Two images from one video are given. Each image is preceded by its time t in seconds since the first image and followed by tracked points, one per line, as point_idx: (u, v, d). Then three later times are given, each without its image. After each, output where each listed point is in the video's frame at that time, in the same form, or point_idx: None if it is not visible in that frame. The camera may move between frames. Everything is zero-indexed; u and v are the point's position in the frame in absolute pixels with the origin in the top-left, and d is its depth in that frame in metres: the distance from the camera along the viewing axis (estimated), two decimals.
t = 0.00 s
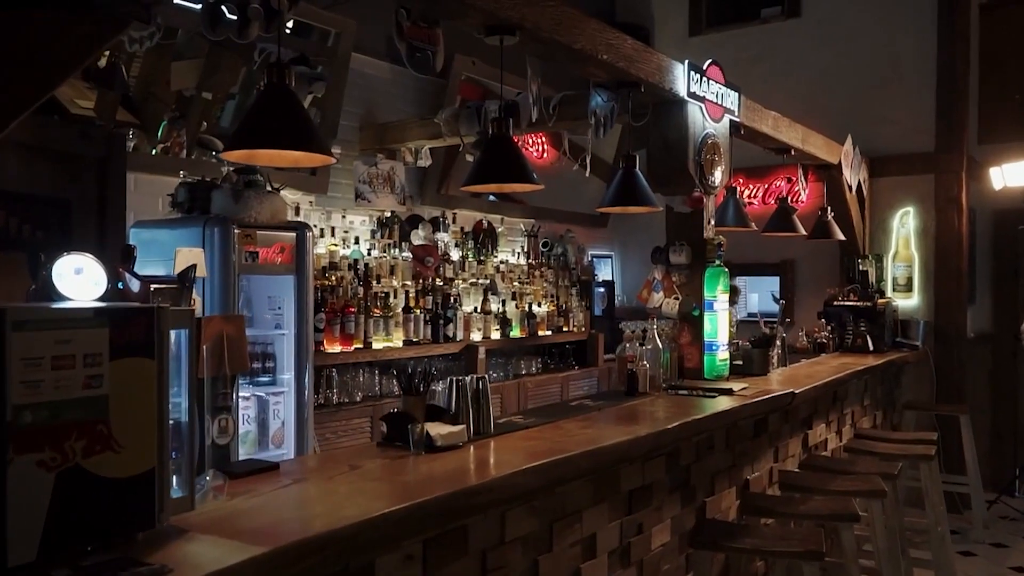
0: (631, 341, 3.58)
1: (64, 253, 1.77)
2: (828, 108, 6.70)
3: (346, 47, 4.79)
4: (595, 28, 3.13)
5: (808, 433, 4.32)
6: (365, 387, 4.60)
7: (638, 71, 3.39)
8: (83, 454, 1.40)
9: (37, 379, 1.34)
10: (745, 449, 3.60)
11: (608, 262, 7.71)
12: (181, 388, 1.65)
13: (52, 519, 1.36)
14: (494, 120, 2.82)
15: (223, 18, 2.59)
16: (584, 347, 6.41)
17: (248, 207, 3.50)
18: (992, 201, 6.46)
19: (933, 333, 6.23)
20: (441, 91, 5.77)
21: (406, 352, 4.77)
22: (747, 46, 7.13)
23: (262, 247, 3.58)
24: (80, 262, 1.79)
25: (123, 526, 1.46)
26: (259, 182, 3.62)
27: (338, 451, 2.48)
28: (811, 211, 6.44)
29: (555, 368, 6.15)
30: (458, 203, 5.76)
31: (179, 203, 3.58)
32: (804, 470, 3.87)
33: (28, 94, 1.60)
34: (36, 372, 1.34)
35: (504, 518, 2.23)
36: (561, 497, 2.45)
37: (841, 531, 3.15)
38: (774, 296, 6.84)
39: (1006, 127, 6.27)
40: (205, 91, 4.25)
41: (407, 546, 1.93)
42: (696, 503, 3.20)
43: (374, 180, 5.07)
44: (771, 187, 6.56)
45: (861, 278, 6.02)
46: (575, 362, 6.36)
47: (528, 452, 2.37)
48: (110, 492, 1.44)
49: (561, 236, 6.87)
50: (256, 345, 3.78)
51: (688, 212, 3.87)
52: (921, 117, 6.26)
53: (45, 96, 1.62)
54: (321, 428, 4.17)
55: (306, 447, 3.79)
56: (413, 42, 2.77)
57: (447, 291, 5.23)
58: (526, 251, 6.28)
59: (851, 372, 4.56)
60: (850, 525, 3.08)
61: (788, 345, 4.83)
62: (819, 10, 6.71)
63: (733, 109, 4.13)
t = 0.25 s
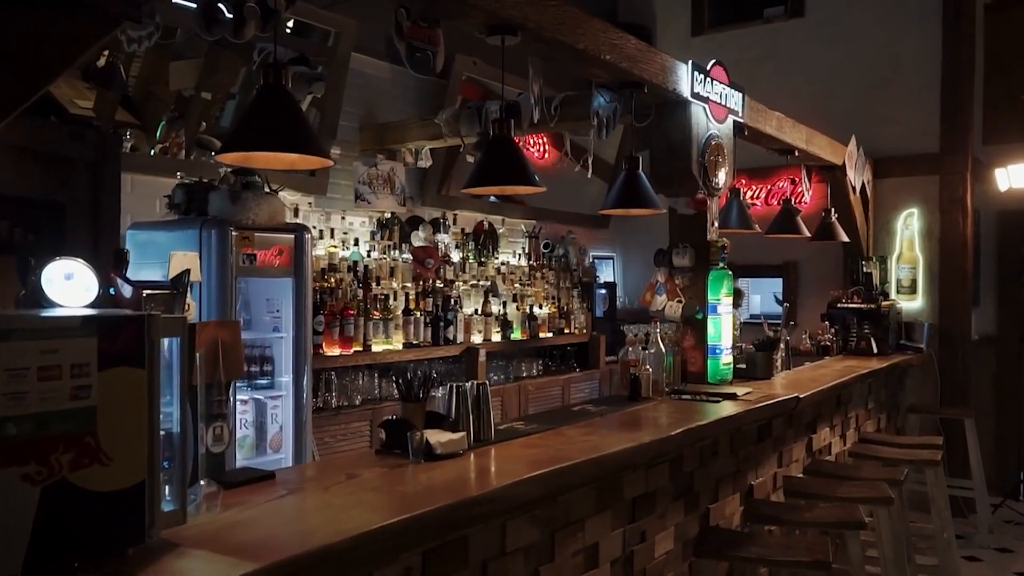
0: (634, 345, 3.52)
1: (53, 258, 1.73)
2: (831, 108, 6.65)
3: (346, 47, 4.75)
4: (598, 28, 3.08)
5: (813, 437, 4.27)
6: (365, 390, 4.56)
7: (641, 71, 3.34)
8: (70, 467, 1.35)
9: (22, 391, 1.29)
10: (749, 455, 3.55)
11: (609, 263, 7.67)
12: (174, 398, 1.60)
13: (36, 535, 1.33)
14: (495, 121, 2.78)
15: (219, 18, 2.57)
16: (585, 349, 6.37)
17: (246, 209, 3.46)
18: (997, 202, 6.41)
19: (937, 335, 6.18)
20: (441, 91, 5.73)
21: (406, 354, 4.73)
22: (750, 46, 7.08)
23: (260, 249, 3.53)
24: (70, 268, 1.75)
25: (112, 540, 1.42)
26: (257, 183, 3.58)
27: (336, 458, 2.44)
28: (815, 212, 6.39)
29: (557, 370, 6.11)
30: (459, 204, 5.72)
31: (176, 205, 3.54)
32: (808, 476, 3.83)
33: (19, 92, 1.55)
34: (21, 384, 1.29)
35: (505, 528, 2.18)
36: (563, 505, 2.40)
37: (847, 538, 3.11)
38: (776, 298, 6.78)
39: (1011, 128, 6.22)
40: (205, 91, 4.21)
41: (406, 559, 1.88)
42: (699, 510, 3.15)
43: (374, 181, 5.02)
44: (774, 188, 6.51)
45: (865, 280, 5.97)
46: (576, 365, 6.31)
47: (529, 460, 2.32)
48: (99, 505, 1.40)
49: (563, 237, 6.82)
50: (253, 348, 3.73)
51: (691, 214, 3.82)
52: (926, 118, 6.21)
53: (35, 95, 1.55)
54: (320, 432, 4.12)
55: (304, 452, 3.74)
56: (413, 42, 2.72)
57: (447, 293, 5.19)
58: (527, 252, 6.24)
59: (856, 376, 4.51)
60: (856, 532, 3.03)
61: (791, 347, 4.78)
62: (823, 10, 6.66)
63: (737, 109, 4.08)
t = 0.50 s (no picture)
0: (637, 348, 3.45)
1: (39, 262, 1.70)
2: (835, 108, 6.59)
3: (344, 45, 4.69)
4: (601, 25, 3.02)
5: (818, 441, 4.21)
6: (363, 393, 4.50)
7: (645, 70, 3.28)
8: (51, 482, 1.30)
9: None
10: (754, 460, 3.49)
11: (611, 264, 7.61)
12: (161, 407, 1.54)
13: (14, 553, 1.27)
14: (495, 121, 2.71)
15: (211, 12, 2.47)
16: (586, 350, 6.30)
17: (243, 209, 3.40)
18: (1003, 202, 6.34)
19: (943, 337, 6.12)
20: (441, 90, 5.66)
21: (406, 356, 4.67)
22: (753, 45, 7.01)
23: (256, 250, 3.48)
24: (56, 272, 1.71)
25: (94, 558, 1.36)
26: (253, 183, 3.52)
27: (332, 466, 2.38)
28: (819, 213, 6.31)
29: (558, 372, 6.05)
30: (459, 204, 5.66)
31: (172, 205, 3.49)
32: (814, 481, 3.76)
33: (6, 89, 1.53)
34: None
35: (506, 538, 2.12)
36: (565, 514, 2.35)
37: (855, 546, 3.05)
38: (779, 298, 6.72)
39: (1017, 128, 6.15)
40: (202, 90, 4.14)
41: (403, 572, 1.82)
42: (704, 517, 3.10)
43: (372, 181, 4.97)
44: (777, 188, 6.45)
45: (869, 281, 5.91)
46: (578, 366, 6.25)
47: (531, 469, 2.26)
48: (81, 521, 1.34)
49: (564, 237, 6.76)
50: (250, 351, 3.67)
51: (694, 214, 3.75)
52: (931, 118, 6.15)
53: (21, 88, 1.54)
54: (318, 436, 4.06)
55: (302, 457, 3.64)
56: (412, 39, 2.66)
57: (447, 294, 5.13)
58: (528, 253, 6.17)
59: (861, 379, 4.45)
60: (864, 540, 2.97)
61: (796, 349, 4.72)
62: (826, 8, 6.60)
63: (742, 108, 4.02)
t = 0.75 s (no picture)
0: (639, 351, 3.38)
1: (24, 263, 1.65)
2: (838, 107, 6.53)
3: (342, 44, 4.63)
4: (602, 22, 2.96)
5: (822, 445, 4.15)
6: (361, 395, 4.45)
7: (648, 67, 3.23)
8: (27, 495, 1.24)
9: None
10: (758, 465, 3.43)
11: (612, 265, 7.55)
12: (144, 416, 1.48)
13: None
14: (495, 119, 2.65)
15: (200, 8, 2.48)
16: (587, 352, 6.24)
17: (238, 209, 3.34)
18: (1008, 202, 6.28)
19: (947, 339, 6.06)
20: (441, 89, 5.61)
21: (405, 359, 4.61)
22: (755, 45, 6.96)
23: (252, 251, 3.40)
24: (40, 274, 1.66)
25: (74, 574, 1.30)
26: (249, 183, 3.45)
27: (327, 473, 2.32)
28: (822, 212, 6.29)
29: (559, 374, 5.99)
30: (458, 205, 5.60)
31: (166, 205, 3.43)
32: (819, 486, 3.70)
33: None
34: None
35: (505, 549, 2.06)
36: (566, 523, 2.29)
37: (861, 553, 2.99)
38: (781, 299, 6.66)
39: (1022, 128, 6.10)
40: (200, 89, 4.05)
41: None
42: (707, 524, 3.04)
43: (371, 181, 4.96)
44: (780, 188, 6.40)
45: (873, 282, 5.85)
46: (578, 368, 6.19)
47: (531, 476, 2.20)
48: (60, 537, 1.28)
49: (565, 238, 6.71)
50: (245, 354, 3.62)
51: (697, 215, 3.73)
52: (935, 118, 6.09)
53: None
54: (314, 440, 4.00)
55: (298, 461, 3.60)
56: (409, 36, 2.60)
57: (447, 296, 5.07)
58: (528, 254, 6.11)
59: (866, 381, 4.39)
60: (871, 548, 2.91)
61: (799, 352, 4.66)
62: (829, 7, 6.54)
63: (745, 107, 3.96)
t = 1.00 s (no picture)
0: (640, 353, 3.31)
1: None
2: (841, 106, 6.46)
3: (339, 41, 4.57)
4: (603, 16, 2.90)
5: (827, 448, 4.08)
6: (359, 398, 4.38)
7: (649, 63, 3.16)
8: None
9: None
10: (762, 469, 3.37)
11: (613, 265, 7.49)
12: (124, 424, 1.40)
13: None
14: (493, 115, 2.59)
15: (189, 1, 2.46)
16: (588, 353, 6.17)
17: (232, 209, 3.28)
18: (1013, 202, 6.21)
19: (952, 339, 5.99)
20: (440, 87, 5.55)
21: (403, 360, 4.54)
22: (757, 43, 6.89)
23: (246, 252, 3.32)
24: (16, 275, 1.58)
25: None
26: (243, 182, 3.39)
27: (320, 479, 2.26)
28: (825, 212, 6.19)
29: (559, 375, 5.92)
30: (457, 204, 5.54)
31: (158, 205, 3.37)
32: (824, 490, 3.64)
33: None
34: None
35: (503, 558, 2.00)
36: (566, 530, 2.23)
37: (868, 559, 2.92)
38: (784, 300, 6.59)
39: None
40: (196, 88, 4.02)
41: None
42: (711, 529, 2.97)
43: (369, 180, 4.97)
44: (782, 188, 6.35)
45: (877, 282, 5.78)
46: (579, 370, 6.12)
47: (530, 483, 2.14)
48: (30, 551, 1.23)
49: (565, 238, 6.64)
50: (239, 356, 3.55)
51: (699, 214, 3.68)
52: (939, 116, 6.02)
53: None
54: (311, 443, 3.94)
55: (293, 464, 3.53)
56: (404, 30, 2.53)
57: (446, 296, 5.01)
58: (528, 254, 6.05)
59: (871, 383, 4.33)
60: (878, 554, 2.85)
61: (803, 353, 4.59)
62: (832, 4, 6.47)
63: (748, 105, 3.89)
